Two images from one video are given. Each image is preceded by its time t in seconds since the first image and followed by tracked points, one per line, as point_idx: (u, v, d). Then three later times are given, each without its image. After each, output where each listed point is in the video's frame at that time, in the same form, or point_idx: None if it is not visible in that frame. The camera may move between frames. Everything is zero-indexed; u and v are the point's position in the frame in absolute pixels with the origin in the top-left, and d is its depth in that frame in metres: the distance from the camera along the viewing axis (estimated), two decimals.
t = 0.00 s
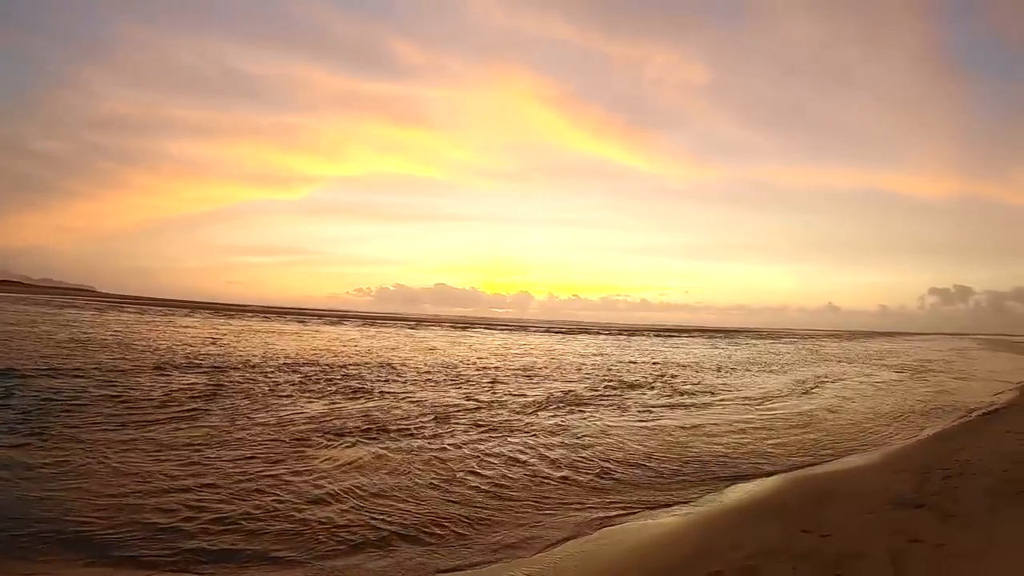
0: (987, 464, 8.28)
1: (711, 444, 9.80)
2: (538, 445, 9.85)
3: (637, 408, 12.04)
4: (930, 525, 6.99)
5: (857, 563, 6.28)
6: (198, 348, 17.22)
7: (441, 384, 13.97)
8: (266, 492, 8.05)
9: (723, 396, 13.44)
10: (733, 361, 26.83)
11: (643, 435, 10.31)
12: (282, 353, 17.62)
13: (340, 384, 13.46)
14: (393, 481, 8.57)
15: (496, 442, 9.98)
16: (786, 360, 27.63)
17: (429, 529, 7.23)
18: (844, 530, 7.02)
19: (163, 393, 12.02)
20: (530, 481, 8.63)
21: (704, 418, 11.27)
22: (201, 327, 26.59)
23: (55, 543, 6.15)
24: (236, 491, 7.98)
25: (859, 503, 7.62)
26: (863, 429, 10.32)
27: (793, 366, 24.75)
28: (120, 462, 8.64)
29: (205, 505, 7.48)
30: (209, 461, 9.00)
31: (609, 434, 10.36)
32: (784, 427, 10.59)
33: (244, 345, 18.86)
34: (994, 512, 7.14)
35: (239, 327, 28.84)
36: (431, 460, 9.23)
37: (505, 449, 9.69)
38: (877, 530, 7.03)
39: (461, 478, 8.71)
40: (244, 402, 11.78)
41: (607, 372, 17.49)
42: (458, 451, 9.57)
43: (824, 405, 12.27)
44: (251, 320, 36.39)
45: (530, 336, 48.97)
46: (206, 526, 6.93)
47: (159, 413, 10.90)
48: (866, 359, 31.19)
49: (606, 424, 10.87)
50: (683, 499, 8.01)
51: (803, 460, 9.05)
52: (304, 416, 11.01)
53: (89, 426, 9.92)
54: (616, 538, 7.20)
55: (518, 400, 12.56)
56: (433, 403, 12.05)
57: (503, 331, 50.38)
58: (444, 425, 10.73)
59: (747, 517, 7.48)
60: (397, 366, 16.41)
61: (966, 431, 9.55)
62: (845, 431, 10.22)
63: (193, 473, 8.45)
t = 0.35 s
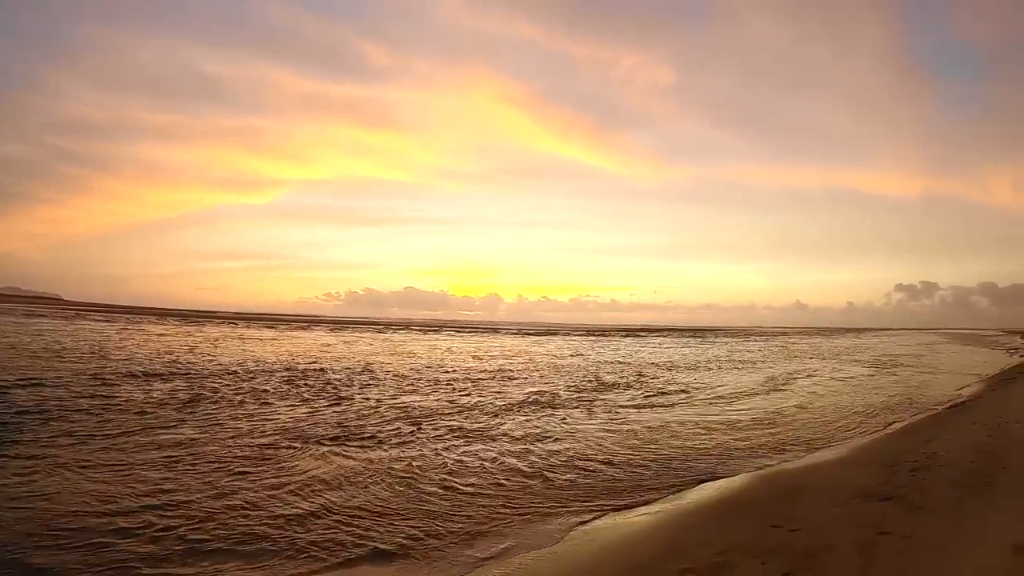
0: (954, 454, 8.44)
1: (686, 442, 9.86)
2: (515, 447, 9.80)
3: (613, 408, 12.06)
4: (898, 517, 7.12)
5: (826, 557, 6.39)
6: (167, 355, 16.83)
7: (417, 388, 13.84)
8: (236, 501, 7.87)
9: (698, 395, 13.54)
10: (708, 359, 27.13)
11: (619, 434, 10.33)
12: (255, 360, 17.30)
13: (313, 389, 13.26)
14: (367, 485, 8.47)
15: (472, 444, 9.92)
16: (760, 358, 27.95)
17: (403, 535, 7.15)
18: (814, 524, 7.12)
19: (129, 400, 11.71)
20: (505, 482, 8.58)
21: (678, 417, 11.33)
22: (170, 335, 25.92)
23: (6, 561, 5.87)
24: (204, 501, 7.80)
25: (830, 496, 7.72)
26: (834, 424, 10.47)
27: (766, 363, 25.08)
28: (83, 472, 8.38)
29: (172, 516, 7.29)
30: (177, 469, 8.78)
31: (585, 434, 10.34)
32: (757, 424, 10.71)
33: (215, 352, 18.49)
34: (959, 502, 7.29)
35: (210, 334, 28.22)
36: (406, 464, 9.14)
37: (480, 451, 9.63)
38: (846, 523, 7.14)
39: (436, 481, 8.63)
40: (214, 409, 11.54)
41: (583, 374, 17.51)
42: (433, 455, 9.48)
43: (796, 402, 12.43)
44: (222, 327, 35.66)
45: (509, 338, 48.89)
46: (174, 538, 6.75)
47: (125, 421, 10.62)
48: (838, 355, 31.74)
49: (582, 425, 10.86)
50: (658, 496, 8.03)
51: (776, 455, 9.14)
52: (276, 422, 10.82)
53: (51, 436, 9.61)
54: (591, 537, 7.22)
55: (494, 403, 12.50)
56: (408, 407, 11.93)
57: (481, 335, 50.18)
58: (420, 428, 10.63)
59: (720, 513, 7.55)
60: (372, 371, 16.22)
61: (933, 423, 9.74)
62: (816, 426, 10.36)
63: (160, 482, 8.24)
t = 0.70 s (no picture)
0: (919, 446, 8.51)
1: (657, 439, 9.88)
2: (486, 447, 9.77)
3: (585, 408, 12.06)
4: (863, 510, 7.17)
5: (791, 552, 6.42)
6: (137, 362, 16.53)
7: (391, 391, 13.75)
8: (199, 509, 7.74)
9: (672, 393, 13.57)
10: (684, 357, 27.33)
11: (590, 433, 10.32)
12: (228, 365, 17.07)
13: (286, 394, 13.12)
14: (337, 490, 8.40)
15: (444, 446, 9.86)
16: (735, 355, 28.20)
17: (371, 539, 7.10)
18: (780, 519, 7.15)
19: (96, 408, 11.49)
20: (475, 483, 8.55)
21: (650, 415, 11.34)
22: (142, 341, 25.50)
23: None
24: (169, 510, 7.68)
25: (796, 490, 7.75)
26: (803, 419, 10.54)
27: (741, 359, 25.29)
28: (46, 484, 8.21)
29: (135, 526, 7.17)
30: (144, 478, 8.64)
31: (556, 434, 10.34)
32: (728, 420, 10.75)
33: (187, 359, 18.19)
34: (923, 494, 7.35)
35: (184, 340, 27.82)
36: (377, 467, 9.08)
37: (452, 452, 9.58)
38: (812, 517, 7.18)
39: (406, 484, 8.57)
40: (183, 415, 11.37)
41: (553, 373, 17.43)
42: (404, 458, 9.42)
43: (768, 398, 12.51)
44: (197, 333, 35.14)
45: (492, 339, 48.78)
46: (137, 548, 6.64)
47: (90, 430, 10.41)
48: (813, 351, 32.12)
49: (554, 425, 10.84)
50: (627, 493, 8.04)
51: (744, 450, 9.18)
52: (246, 428, 10.68)
53: (14, 447, 9.40)
54: (560, 537, 7.21)
55: (468, 404, 12.46)
56: (381, 411, 11.85)
57: (464, 336, 50.02)
58: (392, 431, 10.57)
59: (688, 509, 7.56)
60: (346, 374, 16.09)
61: (899, 416, 9.83)
62: (785, 421, 10.42)
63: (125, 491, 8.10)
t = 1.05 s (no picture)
0: (880, 445, 8.57)
1: (622, 439, 9.88)
2: (453, 449, 9.71)
3: (553, 409, 12.04)
4: (825, 510, 7.20)
5: (753, 553, 6.42)
6: (100, 366, 16.16)
7: (360, 393, 13.63)
8: (157, 514, 7.56)
9: (641, 393, 13.59)
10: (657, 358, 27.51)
11: (555, 434, 10.29)
12: (195, 368, 16.79)
13: (254, 396, 12.95)
14: (300, 492, 8.30)
15: (411, 448, 9.79)
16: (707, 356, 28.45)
17: (334, 541, 7.02)
18: (743, 519, 7.15)
19: (56, 412, 11.21)
20: (440, 485, 8.49)
21: (617, 416, 11.34)
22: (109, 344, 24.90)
23: None
24: (127, 514, 7.50)
25: (759, 489, 7.75)
26: (768, 419, 10.59)
27: (713, 360, 25.54)
28: None
29: (91, 530, 7.00)
30: (104, 481, 8.46)
31: (523, 435, 10.30)
32: (694, 420, 10.77)
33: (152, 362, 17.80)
34: (883, 492, 7.41)
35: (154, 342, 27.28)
36: (342, 469, 8.99)
37: (418, 454, 9.51)
38: (775, 517, 7.19)
39: (370, 486, 8.50)
40: (147, 419, 11.15)
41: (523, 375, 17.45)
42: (370, 460, 9.33)
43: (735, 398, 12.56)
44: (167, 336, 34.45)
45: (472, 341, 48.63)
46: (93, 553, 6.48)
47: (48, 434, 10.12)
48: (786, 352, 32.50)
49: (521, 426, 10.81)
50: (591, 494, 8.02)
51: (709, 450, 9.20)
52: (211, 431, 10.51)
53: None
54: (523, 539, 7.16)
55: (437, 406, 12.40)
56: (349, 412, 11.74)
57: (443, 338, 49.79)
58: (359, 433, 10.46)
59: (651, 509, 7.54)
60: (316, 376, 15.93)
61: (862, 415, 9.91)
62: (750, 421, 10.46)
63: (83, 495, 7.91)
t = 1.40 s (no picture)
0: (842, 443, 8.64)
1: (588, 439, 9.86)
2: (419, 448, 9.66)
3: (520, 408, 12.02)
4: (787, 507, 7.24)
5: (715, 551, 6.47)
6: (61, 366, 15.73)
7: (330, 393, 13.53)
8: (114, 513, 7.40)
9: (609, 393, 13.61)
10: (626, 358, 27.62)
11: (521, 434, 10.26)
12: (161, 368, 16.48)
13: (222, 396, 12.79)
14: (264, 492, 8.20)
15: (377, 447, 9.72)
16: (676, 356, 28.58)
17: (298, 540, 6.98)
18: (705, 516, 7.18)
19: (15, 412, 10.90)
20: (404, 484, 8.44)
21: (583, 415, 11.33)
22: (72, 343, 24.23)
23: None
24: (84, 514, 7.33)
25: (721, 488, 7.76)
26: (733, 417, 10.63)
27: (682, 360, 25.72)
28: None
29: (47, 529, 6.83)
30: (64, 480, 8.27)
31: (489, 435, 10.26)
32: (659, 419, 10.77)
33: (116, 362, 17.39)
34: (843, 490, 7.47)
35: (120, 342, 26.67)
36: (309, 468, 8.92)
37: (385, 454, 9.44)
38: (737, 514, 7.22)
39: (335, 485, 8.43)
40: (110, 419, 10.92)
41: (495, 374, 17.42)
42: (337, 459, 9.27)
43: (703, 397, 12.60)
44: (134, 335, 33.68)
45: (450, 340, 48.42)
46: (50, 554, 6.34)
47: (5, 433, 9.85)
48: (757, 351, 32.77)
49: (487, 426, 10.77)
50: (555, 492, 8.00)
51: (673, 447, 9.20)
52: (175, 430, 10.33)
53: None
54: (486, 538, 7.12)
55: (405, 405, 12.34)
56: (317, 412, 11.62)
57: (422, 337, 49.53)
58: (326, 433, 10.38)
59: (614, 508, 7.53)
60: (285, 376, 15.74)
61: (826, 413, 9.99)
62: (715, 420, 10.48)
63: (41, 494, 7.73)
